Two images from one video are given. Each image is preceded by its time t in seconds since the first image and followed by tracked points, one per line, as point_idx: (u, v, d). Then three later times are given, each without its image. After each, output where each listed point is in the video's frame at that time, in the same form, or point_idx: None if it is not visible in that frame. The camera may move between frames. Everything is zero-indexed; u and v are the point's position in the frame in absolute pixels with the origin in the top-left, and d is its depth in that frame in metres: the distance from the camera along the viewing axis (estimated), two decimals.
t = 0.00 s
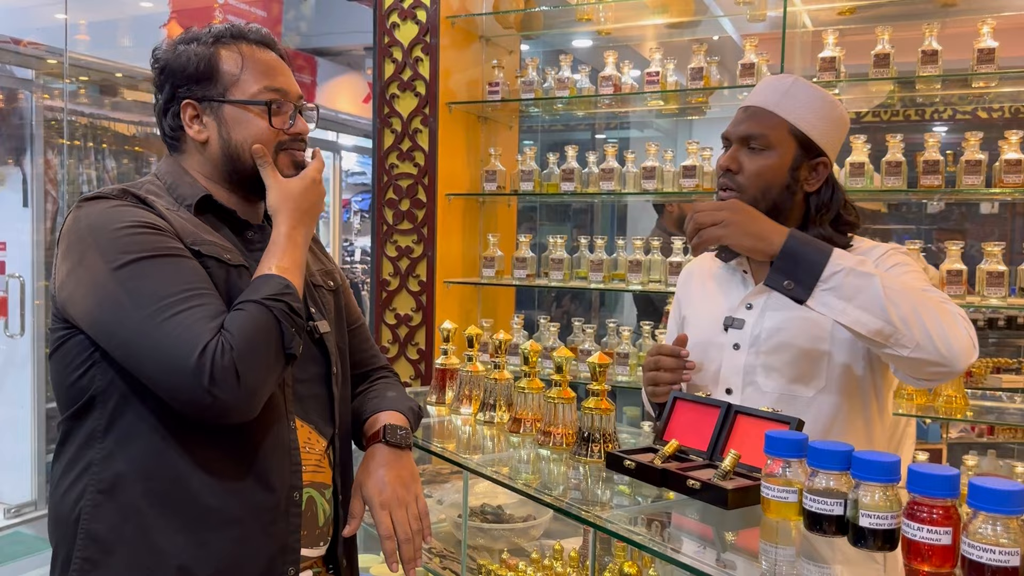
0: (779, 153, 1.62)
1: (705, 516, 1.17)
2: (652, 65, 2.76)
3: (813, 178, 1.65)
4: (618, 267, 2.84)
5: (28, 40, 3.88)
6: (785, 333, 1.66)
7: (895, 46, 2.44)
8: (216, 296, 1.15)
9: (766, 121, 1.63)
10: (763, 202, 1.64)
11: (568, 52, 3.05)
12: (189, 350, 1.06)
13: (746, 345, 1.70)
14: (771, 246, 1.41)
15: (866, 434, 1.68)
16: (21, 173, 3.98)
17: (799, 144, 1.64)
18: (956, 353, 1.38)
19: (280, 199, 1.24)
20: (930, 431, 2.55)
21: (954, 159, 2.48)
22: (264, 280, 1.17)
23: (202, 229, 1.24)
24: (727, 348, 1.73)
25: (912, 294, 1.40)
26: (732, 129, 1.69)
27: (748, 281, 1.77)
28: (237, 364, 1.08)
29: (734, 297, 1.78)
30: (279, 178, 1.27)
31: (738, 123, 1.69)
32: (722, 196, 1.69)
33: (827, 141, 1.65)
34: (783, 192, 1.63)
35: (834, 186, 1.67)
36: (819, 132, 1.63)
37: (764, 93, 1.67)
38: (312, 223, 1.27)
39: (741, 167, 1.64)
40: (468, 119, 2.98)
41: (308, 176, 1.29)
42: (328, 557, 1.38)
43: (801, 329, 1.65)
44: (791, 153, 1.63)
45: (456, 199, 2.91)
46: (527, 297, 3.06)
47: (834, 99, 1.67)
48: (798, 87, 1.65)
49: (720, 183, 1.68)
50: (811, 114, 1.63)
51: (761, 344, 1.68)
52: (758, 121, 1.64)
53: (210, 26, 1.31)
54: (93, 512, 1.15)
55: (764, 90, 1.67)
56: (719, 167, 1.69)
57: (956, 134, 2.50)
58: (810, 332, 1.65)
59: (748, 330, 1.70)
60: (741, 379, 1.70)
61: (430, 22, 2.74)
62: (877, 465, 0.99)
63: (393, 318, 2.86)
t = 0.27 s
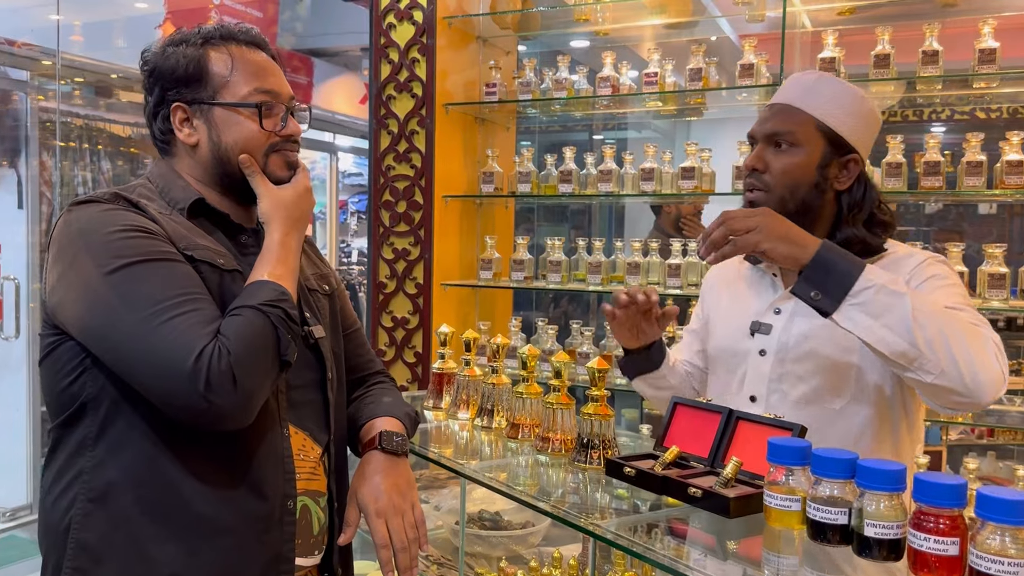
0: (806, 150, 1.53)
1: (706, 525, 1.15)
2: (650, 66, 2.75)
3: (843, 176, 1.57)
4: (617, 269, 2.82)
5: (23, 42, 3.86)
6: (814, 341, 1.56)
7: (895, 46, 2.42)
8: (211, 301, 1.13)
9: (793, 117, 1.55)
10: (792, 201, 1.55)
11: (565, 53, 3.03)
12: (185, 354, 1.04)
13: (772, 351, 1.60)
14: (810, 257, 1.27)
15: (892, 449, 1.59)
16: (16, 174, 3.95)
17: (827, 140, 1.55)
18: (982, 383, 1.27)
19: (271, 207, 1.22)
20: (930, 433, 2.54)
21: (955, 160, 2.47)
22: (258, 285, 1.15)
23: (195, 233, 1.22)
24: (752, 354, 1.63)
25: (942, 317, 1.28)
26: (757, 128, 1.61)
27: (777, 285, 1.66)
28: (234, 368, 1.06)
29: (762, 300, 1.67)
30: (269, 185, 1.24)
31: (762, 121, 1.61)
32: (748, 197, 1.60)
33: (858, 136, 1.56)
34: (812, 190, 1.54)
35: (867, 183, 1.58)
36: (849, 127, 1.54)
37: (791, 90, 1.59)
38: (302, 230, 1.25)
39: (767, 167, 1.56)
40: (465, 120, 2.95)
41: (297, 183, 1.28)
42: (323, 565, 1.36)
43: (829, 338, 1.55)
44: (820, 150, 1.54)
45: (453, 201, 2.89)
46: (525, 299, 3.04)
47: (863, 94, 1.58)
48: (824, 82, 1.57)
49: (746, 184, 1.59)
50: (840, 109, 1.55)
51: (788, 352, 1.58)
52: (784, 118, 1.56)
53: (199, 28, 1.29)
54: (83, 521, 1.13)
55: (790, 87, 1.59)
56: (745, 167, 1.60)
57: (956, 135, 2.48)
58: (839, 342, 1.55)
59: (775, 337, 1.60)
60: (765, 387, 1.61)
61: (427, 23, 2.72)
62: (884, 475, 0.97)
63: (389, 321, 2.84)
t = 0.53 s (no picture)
0: (828, 148, 1.52)
1: (703, 528, 1.15)
2: (648, 66, 2.74)
3: (869, 173, 1.55)
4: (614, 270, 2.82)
5: (18, 42, 3.84)
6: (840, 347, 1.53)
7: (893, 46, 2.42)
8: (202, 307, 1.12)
9: (814, 115, 1.54)
10: (816, 200, 1.53)
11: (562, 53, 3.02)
12: (174, 362, 1.03)
13: (797, 355, 1.58)
14: (823, 274, 1.24)
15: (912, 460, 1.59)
16: (12, 175, 3.94)
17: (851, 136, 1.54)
18: (964, 432, 1.26)
19: (268, 211, 1.21)
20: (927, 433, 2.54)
21: (953, 160, 2.46)
22: (251, 291, 1.13)
23: (188, 236, 1.21)
24: (775, 356, 1.61)
25: (939, 359, 1.26)
26: (779, 127, 1.61)
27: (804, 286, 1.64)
28: (222, 377, 1.05)
29: (789, 301, 1.64)
30: (266, 189, 1.24)
31: (784, 120, 1.60)
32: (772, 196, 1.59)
33: (882, 131, 1.54)
34: (836, 188, 1.53)
35: (894, 178, 1.56)
36: (872, 122, 1.53)
37: (813, 87, 1.58)
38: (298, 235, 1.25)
39: (789, 165, 1.55)
40: (462, 120, 2.94)
41: (292, 184, 1.27)
42: (318, 569, 1.35)
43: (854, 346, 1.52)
44: (843, 147, 1.53)
45: (449, 202, 2.88)
46: (522, 300, 3.03)
47: (887, 88, 1.56)
48: (846, 77, 1.55)
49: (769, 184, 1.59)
50: (863, 104, 1.53)
51: (813, 356, 1.56)
52: (806, 116, 1.55)
53: (191, 28, 1.28)
54: (73, 526, 1.12)
55: (812, 85, 1.58)
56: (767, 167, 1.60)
57: (954, 135, 2.48)
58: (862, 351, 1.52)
59: (801, 341, 1.58)
60: (788, 391, 1.58)
61: (424, 23, 2.71)
62: (884, 478, 0.96)
63: (386, 323, 2.83)
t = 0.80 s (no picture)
0: (841, 150, 1.52)
1: (699, 529, 1.15)
2: (644, 66, 2.74)
3: (883, 174, 1.54)
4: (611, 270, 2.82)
5: (14, 43, 3.83)
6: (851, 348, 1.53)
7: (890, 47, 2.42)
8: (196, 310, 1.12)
9: (826, 117, 1.53)
10: (830, 203, 1.53)
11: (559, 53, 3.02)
12: (167, 366, 1.03)
13: (808, 357, 1.57)
14: (808, 282, 1.26)
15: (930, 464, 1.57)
16: (8, 176, 3.93)
17: (865, 137, 1.53)
18: (955, 441, 1.25)
19: (263, 214, 1.21)
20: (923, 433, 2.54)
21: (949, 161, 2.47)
22: (245, 295, 1.13)
23: (182, 238, 1.21)
24: (786, 357, 1.60)
25: (927, 366, 1.25)
26: (793, 129, 1.60)
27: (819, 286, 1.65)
28: (215, 382, 1.05)
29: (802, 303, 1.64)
30: (262, 193, 1.24)
31: (797, 123, 1.59)
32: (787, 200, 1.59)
33: (897, 130, 1.52)
34: (851, 191, 1.52)
35: (909, 177, 1.55)
36: (886, 122, 1.51)
37: (826, 88, 1.57)
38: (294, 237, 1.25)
39: (802, 169, 1.55)
40: (459, 120, 2.94)
41: (288, 188, 1.27)
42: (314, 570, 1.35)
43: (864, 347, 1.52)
44: (856, 148, 1.52)
45: (446, 202, 2.87)
46: (518, 300, 3.03)
47: (901, 85, 1.54)
48: (858, 77, 1.54)
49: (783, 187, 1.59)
50: (876, 103, 1.52)
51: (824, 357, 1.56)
52: (818, 118, 1.55)
53: (184, 28, 1.28)
54: (66, 529, 1.12)
55: (823, 86, 1.58)
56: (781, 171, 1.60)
57: (951, 135, 2.48)
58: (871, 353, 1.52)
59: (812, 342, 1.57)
60: (797, 392, 1.58)
61: (420, 23, 2.71)
62: (880, 479, 0.96)
63: (383, 323, 2.83)
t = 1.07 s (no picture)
0: (849, 154, 1.51)
1: (696, 527, 1.15)
2: (641, 66, 2.74)
3: (891, 176, 1.54)
4: (608, 270, 2.82)
5: (10, 43, 3.82)
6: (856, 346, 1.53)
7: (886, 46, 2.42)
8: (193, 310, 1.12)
9: (833, 120, 1.53)
10: (839, 208, 1.52)
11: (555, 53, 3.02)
12: (161, 368, 1.03)
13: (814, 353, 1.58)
14: (791, 287, 1.27)
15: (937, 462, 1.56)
16: (4, 176, 3.93)
17: (871, 140, 1.53)
18: (952, 436, 1.24)
19: (259, 216, 1.21)
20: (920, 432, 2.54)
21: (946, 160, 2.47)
22: (241, 296, 1.13)
23: (178, 237, 1.20)
24: (792, 354, 1.61)
25: (919, 361, 1.25)
26: (797, 133, 1.59)
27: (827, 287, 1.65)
28: (210, 383, 1.05)
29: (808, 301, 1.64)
30: (259, 196, 1.24)
31: (801, 127, 1.59)
32: (794, 204, 1.59)
33: (904, 132, 1.52)
34: (860, 195, 1.52)
35: (916, 178, 1.56)
36: (893, 124, 1.51)
37: (829, 91, 1.56)
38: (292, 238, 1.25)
39: (810, 173, 1.55)
40: (455, 120, 2.94)
41: (285, 188, 1.27)
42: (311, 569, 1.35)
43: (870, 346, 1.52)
44: (863, 151, 1.52)
45: (443, 202, 2.87)
46: (515, 300, 3.03)
47: (906, 86, 1.54)
48: (862, 78, 1.54)
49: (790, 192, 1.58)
50: (882, 105, 1.51)
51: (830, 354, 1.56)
52: (824, 121, 1.54)
53: (179, 26, 1.28)
54: (62, 529, 1.12)
55: (826, 90, 1.57)
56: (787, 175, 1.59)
57: (947, 135, 2.48)
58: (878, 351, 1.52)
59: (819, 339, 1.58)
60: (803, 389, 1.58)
61: (417, 23, 2.70)
62: (877, 476, 0.96)
63: (380, 323, 2.83)
